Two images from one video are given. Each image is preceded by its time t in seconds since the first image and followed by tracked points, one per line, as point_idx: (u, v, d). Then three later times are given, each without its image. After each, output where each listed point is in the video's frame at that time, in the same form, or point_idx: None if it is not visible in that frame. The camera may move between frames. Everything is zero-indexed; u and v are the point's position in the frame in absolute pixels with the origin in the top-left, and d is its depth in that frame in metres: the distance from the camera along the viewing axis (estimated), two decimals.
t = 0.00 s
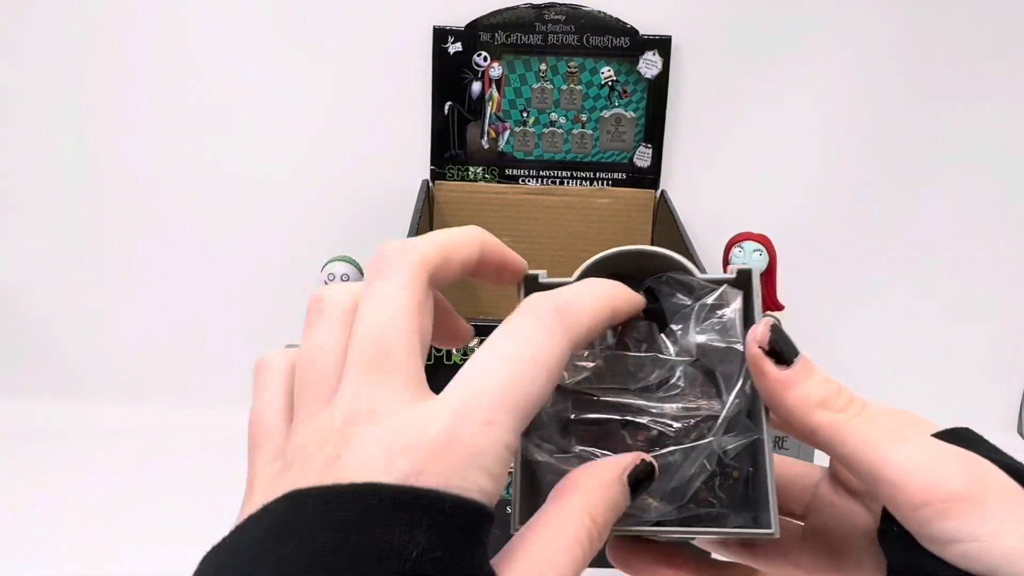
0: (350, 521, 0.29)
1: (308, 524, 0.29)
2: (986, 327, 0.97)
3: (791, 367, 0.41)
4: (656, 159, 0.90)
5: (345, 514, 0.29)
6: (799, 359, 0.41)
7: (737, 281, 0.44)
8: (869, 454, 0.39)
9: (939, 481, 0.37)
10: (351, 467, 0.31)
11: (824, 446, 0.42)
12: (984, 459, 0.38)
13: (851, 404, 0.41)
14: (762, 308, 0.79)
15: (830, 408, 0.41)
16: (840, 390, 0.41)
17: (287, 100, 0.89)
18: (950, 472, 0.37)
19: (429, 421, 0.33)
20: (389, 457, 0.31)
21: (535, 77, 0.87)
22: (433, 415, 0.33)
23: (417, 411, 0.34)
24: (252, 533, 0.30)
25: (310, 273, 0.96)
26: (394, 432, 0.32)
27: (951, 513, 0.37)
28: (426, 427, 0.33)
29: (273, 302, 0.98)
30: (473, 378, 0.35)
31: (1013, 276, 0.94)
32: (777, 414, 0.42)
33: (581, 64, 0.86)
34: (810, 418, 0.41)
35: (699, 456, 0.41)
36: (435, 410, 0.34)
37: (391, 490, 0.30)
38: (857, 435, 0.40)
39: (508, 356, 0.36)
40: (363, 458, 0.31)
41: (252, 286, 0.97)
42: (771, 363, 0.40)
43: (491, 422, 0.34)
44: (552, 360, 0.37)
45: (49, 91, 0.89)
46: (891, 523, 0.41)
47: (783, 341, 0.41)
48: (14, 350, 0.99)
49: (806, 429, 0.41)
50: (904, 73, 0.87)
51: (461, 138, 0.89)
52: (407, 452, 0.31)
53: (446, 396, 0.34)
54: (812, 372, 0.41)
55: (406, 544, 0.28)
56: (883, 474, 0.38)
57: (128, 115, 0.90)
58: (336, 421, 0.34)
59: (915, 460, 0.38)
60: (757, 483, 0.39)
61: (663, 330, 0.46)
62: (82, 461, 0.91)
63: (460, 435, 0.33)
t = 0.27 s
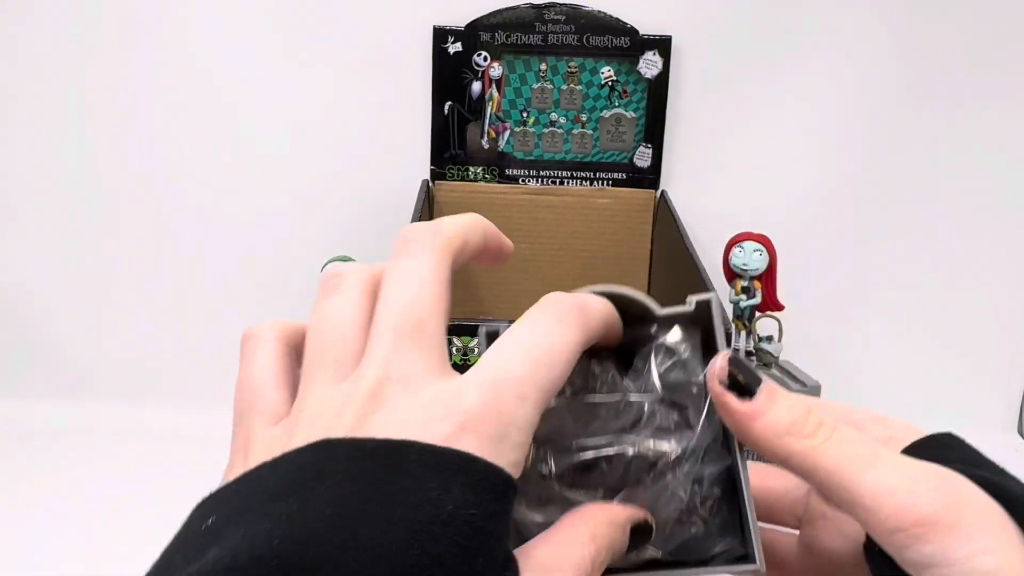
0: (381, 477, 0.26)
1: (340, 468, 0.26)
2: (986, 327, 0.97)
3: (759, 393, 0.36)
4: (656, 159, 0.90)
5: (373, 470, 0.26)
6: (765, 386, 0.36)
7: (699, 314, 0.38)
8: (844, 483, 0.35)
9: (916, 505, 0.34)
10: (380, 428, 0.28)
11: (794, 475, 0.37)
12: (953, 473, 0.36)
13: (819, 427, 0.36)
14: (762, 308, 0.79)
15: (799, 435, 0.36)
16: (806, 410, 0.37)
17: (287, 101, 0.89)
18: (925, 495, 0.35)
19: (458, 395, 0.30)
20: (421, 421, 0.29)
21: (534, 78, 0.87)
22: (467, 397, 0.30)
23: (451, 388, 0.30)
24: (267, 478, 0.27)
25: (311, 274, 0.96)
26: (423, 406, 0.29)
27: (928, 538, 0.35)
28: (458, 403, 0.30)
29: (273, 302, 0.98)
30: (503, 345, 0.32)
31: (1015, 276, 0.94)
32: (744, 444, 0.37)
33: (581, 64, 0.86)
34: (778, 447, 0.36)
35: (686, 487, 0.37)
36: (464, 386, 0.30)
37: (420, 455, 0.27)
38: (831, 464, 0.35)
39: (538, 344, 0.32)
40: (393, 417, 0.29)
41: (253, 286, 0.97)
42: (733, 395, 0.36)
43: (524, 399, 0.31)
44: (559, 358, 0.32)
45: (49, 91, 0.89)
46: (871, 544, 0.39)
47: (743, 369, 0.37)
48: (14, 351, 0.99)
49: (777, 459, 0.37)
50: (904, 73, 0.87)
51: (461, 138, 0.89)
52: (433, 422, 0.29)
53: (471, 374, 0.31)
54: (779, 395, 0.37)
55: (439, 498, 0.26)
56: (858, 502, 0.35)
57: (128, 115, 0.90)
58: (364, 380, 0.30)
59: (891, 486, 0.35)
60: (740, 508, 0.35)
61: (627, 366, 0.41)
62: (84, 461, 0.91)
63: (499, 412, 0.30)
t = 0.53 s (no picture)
0: (390, 490, 0.21)
1: (347, 479, 0.21)
2: (985, 328, 0.96)
3: (767, 395, 0.36)
4: (656, 159, 0.90)
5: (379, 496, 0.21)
6: (774, 388, 0.37)
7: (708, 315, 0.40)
8: (847, 483, 0.35)
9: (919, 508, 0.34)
10: (397, 417, 0.24)
11: (803, 477, 0.37)
12: (966, 484, 0.35)
13: (827, 427, 0.37)
14: (762, 308, 0.79)
15: (807, 435, 0.36)
16: (816, 413, 0.37)
17: (287, 101, 0.89)
18: (928, 497, 0.34)
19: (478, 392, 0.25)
20: (440, 416, 0.24)
21: (535, 78, 0.87)
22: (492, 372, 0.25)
23: (470, 381, 0.25)
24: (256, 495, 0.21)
25: (311, 274, 0.96)
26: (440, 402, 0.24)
27: (930, 540, 0.34)
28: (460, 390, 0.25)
29: (273, 303, 0.98)
30: (516, 328, 0.27)
31: (1015, 275, 0.94)
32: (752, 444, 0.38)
33: (581, 63, 0.86)
34: (786, 447, 0.36)
35: (706, 483, 0.37)
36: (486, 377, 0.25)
37: (444, 465, 0.22)
38: (836, 464, 0.36)
39: (561, 321, 0.27)
40: (412, 411, 0.24)
41: (253, 287, 0.97)
42: (744, 393, 0.37)
43: (551, 400, 0.26)
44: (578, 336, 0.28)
45: (49, 91, 0.89)
46: (873, 546, 0.38)
47: (754, 369, 0.38)
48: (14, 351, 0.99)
49: (782, 459, 0.37)
50: (904, 73, 0.87)
51: (461, 138, 0.89)
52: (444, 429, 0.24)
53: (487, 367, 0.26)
54: (789, 398, 0.37)
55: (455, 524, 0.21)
56: (860, 502, 0.35)
57: (128, 115, 0.90)
58: (383, 371, 0.26)
59: (896, 487, 0.35)
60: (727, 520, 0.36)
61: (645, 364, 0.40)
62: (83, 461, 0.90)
63: (520, 417, 0.25)
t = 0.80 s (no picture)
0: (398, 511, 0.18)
1: (354, 502, 0.18)
2: (985, 327, 0.96)
3: (792, 377, 0.35)
4: (656, 159, 0.90)
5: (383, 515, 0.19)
6: (798, 370, 0.35)
7: (740, 298, 0.38)
8: (868, 466, 0.35)
9: (937, 491, 0.34)
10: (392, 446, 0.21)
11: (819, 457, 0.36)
12: (981, 466, 0.36)
13: (849, 410, 0.36)
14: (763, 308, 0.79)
15: (830, 418, 0.35)
16: (835, 395, 0.36)
17: (287, 101, 0.89)
18: (945, 481, 0.34)
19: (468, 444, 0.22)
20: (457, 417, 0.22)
21: (535, 77, 0.87)
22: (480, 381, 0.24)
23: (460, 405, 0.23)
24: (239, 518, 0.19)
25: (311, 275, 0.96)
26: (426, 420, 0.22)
27: (947, 523, 0.34)
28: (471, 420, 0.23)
29: (273, 303, 0.98)
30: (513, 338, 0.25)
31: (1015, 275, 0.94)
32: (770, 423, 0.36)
33: (581, 63, 0.86)
34: (807, 429, 0.35)
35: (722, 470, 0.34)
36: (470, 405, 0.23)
37: (442, 487, 0.19)
38: (857, 448, 0.35)
39: (553, 326, 0.25)
40: (420, 417, 0.22)
41: (253, 286, 0.97)
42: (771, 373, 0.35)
43: (553, 411, 0.23)
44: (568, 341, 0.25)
45: (49, 91, 0.89)
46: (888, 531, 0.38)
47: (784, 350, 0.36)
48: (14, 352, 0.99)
49: (797, 439, 0.36)
50: (903, 73, 0.87)
51: (461, 138, 0.89)
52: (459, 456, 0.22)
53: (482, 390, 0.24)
54: (810, 379, 0.36)
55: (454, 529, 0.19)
56: (878, 485, 0.35)
57: (128, 116, 0.90)
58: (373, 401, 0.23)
59: (915, 471, 0.34)
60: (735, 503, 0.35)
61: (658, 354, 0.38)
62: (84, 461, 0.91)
63: (512, 422, 0.22)
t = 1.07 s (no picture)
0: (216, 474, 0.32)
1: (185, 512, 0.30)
2: (986, 327, 0.96)
3: (858, 345, 0.43)
4: (656, 159, 0.90)
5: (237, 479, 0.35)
6: (864, 340, 0.44)
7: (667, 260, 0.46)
8: (924, 428, 0.43)
9: (985, 453, 0.42)
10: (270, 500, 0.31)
11: (881, 419, 0.45)
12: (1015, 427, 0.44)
13: (909, 380, 0.44)
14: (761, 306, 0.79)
15: (890, 384, 0.43)
16: (898, 369, 0.44)
17: (286, 101, 0.89)
18: (997, 447, 0.42)
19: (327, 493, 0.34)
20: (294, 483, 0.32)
21: (535, 77, 0.87)
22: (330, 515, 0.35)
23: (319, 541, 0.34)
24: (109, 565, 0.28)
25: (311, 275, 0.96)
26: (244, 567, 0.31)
27: (998, 483, 0.42)
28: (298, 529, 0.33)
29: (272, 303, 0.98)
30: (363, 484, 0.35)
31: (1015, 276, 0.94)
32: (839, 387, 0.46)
33: (582, 63, 0.86)
34: (871, 393, 0.44)
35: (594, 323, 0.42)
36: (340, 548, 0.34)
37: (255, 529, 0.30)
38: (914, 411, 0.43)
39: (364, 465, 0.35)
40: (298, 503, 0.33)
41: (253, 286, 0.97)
42: (837, 342, 0.44)
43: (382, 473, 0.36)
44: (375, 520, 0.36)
45: (49, 91, 0.89)
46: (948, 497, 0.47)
47: (851, 323, 0.44)
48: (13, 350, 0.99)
49: (868, 405, 0.44)
50: (902, 74, 0.87)
51: (461, 138, 0.89)
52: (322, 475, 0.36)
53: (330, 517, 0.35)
54: (874, 350, 0.44)
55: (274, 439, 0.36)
56: (932, 442, 0.43)
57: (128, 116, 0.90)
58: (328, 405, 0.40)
59: (964, 436, 0.43)
60: (811, 460, 0.45)
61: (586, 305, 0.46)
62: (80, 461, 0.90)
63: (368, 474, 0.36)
